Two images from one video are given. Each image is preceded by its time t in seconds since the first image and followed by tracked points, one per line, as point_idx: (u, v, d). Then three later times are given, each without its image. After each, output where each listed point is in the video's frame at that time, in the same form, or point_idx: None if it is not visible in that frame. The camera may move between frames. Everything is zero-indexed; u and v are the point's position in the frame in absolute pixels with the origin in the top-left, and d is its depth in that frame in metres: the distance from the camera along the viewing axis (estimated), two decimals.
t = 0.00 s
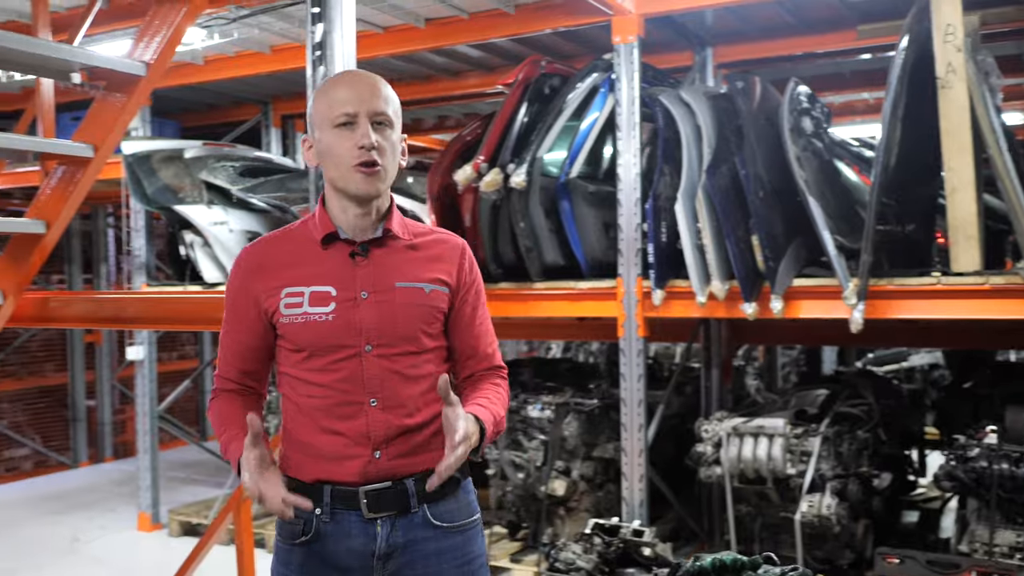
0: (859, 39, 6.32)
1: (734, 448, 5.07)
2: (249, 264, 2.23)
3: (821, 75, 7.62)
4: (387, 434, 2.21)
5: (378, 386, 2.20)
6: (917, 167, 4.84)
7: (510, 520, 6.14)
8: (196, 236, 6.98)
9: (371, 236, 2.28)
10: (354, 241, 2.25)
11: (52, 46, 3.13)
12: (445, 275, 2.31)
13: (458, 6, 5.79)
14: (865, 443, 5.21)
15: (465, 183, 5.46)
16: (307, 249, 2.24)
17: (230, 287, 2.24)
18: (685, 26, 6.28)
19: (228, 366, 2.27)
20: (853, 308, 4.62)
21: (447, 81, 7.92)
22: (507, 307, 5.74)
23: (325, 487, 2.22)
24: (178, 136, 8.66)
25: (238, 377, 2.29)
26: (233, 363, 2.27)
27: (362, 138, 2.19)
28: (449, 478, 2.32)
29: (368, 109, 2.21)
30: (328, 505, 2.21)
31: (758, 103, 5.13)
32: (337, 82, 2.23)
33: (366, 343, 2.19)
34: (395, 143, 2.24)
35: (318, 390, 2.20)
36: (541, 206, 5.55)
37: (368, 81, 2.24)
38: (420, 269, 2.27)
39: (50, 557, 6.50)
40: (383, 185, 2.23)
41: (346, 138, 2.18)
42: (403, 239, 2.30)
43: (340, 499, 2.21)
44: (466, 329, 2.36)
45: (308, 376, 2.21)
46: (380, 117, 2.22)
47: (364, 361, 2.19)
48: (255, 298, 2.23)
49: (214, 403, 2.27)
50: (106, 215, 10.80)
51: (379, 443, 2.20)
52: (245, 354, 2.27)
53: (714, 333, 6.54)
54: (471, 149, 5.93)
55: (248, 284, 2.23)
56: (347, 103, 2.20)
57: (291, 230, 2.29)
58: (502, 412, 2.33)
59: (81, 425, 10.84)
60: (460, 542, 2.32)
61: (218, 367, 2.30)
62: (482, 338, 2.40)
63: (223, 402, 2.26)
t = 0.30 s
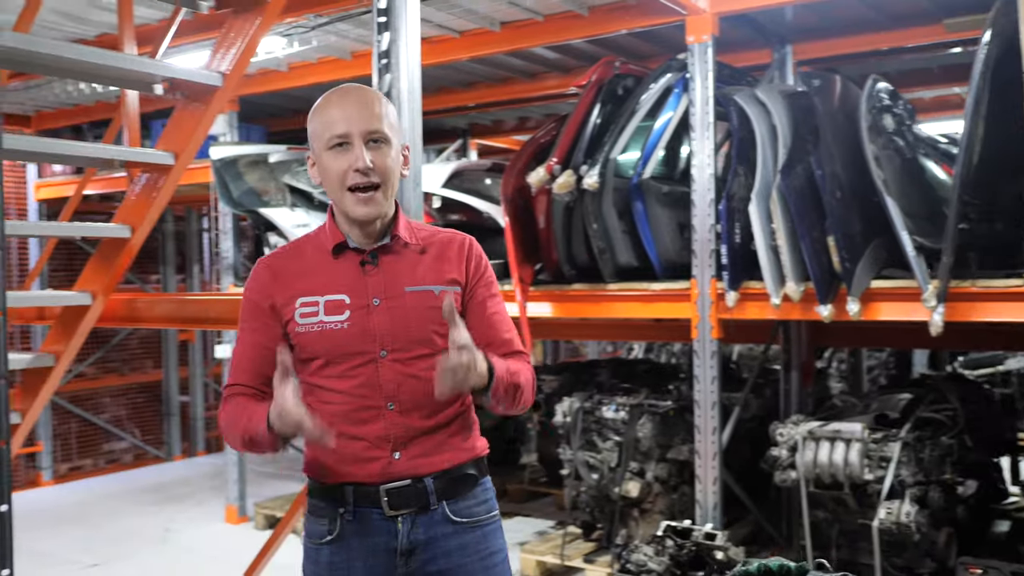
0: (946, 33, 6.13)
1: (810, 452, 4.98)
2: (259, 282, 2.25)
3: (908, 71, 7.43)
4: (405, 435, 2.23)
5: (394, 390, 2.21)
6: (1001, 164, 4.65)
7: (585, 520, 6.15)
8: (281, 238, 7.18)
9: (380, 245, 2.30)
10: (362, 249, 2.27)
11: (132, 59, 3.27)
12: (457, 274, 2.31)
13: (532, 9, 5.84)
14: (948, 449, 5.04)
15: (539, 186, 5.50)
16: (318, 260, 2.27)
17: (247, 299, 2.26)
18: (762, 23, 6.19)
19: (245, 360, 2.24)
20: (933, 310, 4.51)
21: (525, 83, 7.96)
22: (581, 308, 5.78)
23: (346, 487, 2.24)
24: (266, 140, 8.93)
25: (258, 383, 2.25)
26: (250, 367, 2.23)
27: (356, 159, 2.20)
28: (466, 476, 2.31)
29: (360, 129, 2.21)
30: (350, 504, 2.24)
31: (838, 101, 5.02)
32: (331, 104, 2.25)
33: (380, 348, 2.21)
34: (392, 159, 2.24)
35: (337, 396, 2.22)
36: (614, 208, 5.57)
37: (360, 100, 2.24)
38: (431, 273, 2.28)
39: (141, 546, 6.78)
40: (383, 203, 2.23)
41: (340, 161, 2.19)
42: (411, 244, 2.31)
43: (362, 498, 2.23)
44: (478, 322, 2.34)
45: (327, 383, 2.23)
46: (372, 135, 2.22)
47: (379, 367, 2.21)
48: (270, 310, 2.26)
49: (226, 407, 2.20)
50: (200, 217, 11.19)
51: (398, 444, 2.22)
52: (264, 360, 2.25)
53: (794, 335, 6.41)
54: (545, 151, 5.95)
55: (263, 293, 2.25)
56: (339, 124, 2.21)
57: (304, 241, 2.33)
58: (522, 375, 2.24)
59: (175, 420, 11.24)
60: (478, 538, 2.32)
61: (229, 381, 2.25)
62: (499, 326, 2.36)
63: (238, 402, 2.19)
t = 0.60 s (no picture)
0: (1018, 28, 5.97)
1: (869, 455, 4.94)
2: (293, 285, 2.37)
3: (980, 66, 7.25)
4: (439, 432, 2.30)
5: (423, 388, 2.28)
6: None
7: (642, 520, 6.17)
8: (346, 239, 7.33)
9: (406, 249, 2.38)
10: (390, 253, 2.35)
11: (196, 68, 3.43)
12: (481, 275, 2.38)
13: (591, 11, 5.87)
14: (1015, 453, 4.86)
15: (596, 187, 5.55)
16: (348, 267, 2.38)
17: (286, 298, 2.37)
18: (825, 20, 6.11)
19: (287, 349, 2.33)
20: (996, 312, 4.45)
21: (587, 83, 7.98)
22: (640, 308, 5.79)
23: (383, 484, 2.33)
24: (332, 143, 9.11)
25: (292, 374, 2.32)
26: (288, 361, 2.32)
27: (382, 169, 2.27)
28: (497, 471, 2.38)
29: (385, 140, 2.29)
30: (387, 500, 2.32)
31: (901, 99, 4.99)
32: (357, 114, 2.32)
33: (410, 348, 2.29)
34: (416, 168, 2.31)
35: (370, 396, 2.30)
36: (672, 208, 5.56)
37: (385, 110, 2.31)
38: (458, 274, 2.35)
39: (210, 538, 6.99)
40: (409, 211, 2.31)
41: (366, 171, 2.27)
42: (437, 248, 2.38)
43: (398, 493, 2.31)
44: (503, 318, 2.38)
45: (357, 387, 2.30)
46: (397, 144, 2.29)
47: (410, 366, 2.29)
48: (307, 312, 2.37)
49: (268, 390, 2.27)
50: (269, 218, 11.45)
51: (431, 441, 2.30)
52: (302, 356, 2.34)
53: (857, 335, 6.31)
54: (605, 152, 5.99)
55: (299, 291, 2.37)
56: (365, 135, 2.29)
57: (336, 247, 2.44)
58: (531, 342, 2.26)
59: (246, 415, 11.53)
60: (510, 530, 2.37)
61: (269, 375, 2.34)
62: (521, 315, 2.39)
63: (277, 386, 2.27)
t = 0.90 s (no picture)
0: None
1: (894, 455, 4.95)
2: (312, 293, 2.46)
3: (1016, 64, 7.18)
4: (452, 430, 2.39)
5: (439, 388, 2.38)
6: None
7: (668, 519, 6.21)
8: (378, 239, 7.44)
9: (419, 251, 2.46)
10: (405, 258, 2.44)
11: (228, 74, 3.53)
12: (495, 278, 2.47)
13: (618, 13, 5.91)
14: None
15: (622, 187, 5.64)
16: (365, 271, 2.45)
17: (304, 307, 2.48)
18: (854, 21, 6.10)
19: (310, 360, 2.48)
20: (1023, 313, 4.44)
21: (617, 84, 8.01)
22: (666, 308, 5.82)
23: (397, 478, 2.41)
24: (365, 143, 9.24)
25: (313, 386, 2.48)
26: (306, 371, 2.47)
27: (396, 165, 2.39)
28: (509, 468, 2.45)
29: (400, 138, 2.41)
30: (401, 492, 2.40)
31: (930, 99, 4.97)
32: (372, 115, 2.45)
33: (426, 349, 2.38)
34: (428, 166, 2.43)
35: (389, 395, 2.40)
36: (699, 208, 5.58)
37: (398, 111, 2.44)
38: (471, 277, 2.44)
39: (244, 532, 7.14)
40: (421, 205, 2.42)
41: (381, 167, 2.39)
42: (451, 250, 2.45)
43: (412, 487, 2.40)
44: (520, 322, 2.50)
45: (380, 383, 2.42)
46: (411, 143, 2.42)
47: (425, 367, 2.39)
48: (326, 319, 2.47)
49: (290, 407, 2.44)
50: (305, 217, 11.62)
51: (444, 438, 2.39)
52: (319, 364, 2.48)
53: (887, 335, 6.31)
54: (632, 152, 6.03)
55: (315, 301, 2.47)
56: (380, 134, 2.42)
57: (352, 251, 2.50)
58: (554, 386, 2.40)
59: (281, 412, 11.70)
60: (520, 523, 2.44)
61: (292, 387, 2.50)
62: (541, 325, 2.52)
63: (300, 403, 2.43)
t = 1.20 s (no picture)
0: None
1: (914, 453, 4.94)
2: (330, 288, 2.54)
3: None
4: (461, 426, 2.40)
5: (449, 385, 2.40)
6: None
7: (691, 515, 6.21)
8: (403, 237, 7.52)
9: (435, 248, 2.46)
10: (418, 255, 2.45)
11: (250, 76, 3.62)
12: (509, 278, 2.44)
13: (639, 11, 5.94)
14: None
15: (643, 185, 5.65)
16: (379, 267, 2.48)
17: (324, 299, 2.57)
18: (877, 17, 6.08)
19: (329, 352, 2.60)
20: None
21: (642, 82, 8.03)
22: (686, 305, 5.83)
23: (408, 470, 2.45)
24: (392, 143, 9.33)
25: (339, 373, 2.64)
26: (331, 361, 2.61)
27: (411, 163, 2.40)
28: (519, 465, 2.44)
29: (416, 136, 2.41)
30: (412, 484, 2.44)
31: (952, 96, 4.93)
32: (390, 112, 2.45)
33: (437, 346, 2.40)
34: (445, 163, 2.43)
35: (401, 389, 2.45)
36: (719, 206, 5.62)
37: (415, 108, 2.44)
38: (483, 276, 2.43)
39: (271, 525, 7.25)
40: (437, 203, 2.42)
41: (396, 165, 2.40)
42: (465, 248, 2.44)
43: (422, 479, 2.43)
44: (537, 320, 2.49)
45: (393, 378, 2.47)
46: (427, 140, 2.42)
47: (435, 363, 2.40)
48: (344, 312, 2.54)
49: (320, 397, 2.63)
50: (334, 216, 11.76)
51: (453, 433, 2.40)
52: (342, 354, 2.61)
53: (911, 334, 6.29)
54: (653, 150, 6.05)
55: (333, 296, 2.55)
56: (397, 131, 2.42)
57: (370, 246, 2.54)
58: (565, 396, 2.41)
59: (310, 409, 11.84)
60: (528, 520, 2.43)
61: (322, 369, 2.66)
62: (558, 323, 2.51)
63: (327, 395, 2.61)
